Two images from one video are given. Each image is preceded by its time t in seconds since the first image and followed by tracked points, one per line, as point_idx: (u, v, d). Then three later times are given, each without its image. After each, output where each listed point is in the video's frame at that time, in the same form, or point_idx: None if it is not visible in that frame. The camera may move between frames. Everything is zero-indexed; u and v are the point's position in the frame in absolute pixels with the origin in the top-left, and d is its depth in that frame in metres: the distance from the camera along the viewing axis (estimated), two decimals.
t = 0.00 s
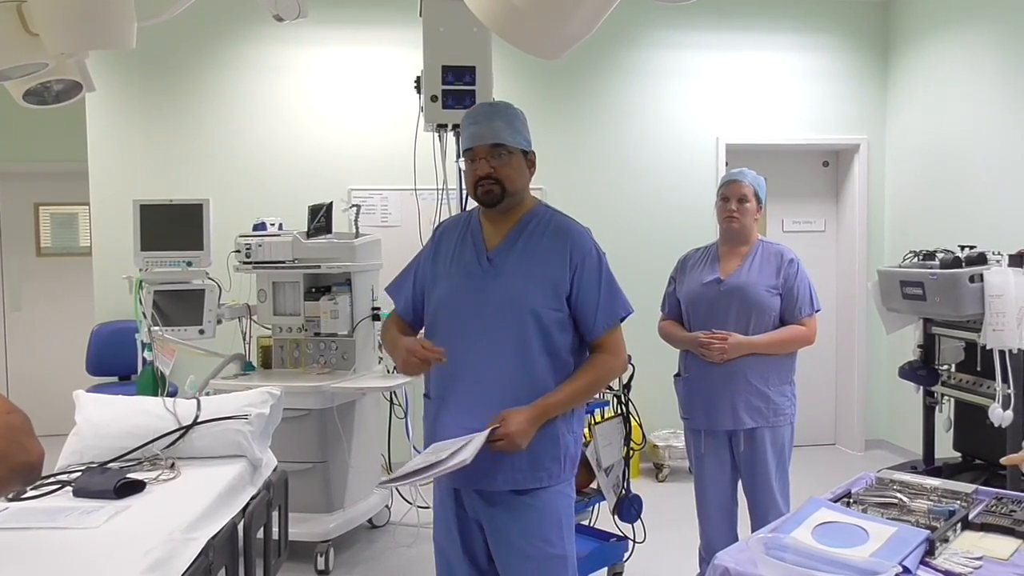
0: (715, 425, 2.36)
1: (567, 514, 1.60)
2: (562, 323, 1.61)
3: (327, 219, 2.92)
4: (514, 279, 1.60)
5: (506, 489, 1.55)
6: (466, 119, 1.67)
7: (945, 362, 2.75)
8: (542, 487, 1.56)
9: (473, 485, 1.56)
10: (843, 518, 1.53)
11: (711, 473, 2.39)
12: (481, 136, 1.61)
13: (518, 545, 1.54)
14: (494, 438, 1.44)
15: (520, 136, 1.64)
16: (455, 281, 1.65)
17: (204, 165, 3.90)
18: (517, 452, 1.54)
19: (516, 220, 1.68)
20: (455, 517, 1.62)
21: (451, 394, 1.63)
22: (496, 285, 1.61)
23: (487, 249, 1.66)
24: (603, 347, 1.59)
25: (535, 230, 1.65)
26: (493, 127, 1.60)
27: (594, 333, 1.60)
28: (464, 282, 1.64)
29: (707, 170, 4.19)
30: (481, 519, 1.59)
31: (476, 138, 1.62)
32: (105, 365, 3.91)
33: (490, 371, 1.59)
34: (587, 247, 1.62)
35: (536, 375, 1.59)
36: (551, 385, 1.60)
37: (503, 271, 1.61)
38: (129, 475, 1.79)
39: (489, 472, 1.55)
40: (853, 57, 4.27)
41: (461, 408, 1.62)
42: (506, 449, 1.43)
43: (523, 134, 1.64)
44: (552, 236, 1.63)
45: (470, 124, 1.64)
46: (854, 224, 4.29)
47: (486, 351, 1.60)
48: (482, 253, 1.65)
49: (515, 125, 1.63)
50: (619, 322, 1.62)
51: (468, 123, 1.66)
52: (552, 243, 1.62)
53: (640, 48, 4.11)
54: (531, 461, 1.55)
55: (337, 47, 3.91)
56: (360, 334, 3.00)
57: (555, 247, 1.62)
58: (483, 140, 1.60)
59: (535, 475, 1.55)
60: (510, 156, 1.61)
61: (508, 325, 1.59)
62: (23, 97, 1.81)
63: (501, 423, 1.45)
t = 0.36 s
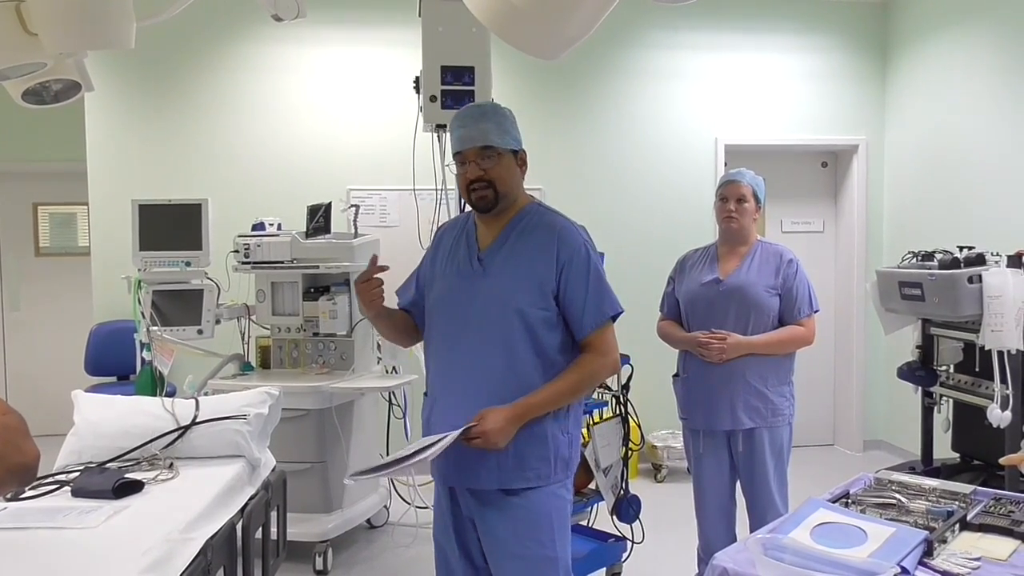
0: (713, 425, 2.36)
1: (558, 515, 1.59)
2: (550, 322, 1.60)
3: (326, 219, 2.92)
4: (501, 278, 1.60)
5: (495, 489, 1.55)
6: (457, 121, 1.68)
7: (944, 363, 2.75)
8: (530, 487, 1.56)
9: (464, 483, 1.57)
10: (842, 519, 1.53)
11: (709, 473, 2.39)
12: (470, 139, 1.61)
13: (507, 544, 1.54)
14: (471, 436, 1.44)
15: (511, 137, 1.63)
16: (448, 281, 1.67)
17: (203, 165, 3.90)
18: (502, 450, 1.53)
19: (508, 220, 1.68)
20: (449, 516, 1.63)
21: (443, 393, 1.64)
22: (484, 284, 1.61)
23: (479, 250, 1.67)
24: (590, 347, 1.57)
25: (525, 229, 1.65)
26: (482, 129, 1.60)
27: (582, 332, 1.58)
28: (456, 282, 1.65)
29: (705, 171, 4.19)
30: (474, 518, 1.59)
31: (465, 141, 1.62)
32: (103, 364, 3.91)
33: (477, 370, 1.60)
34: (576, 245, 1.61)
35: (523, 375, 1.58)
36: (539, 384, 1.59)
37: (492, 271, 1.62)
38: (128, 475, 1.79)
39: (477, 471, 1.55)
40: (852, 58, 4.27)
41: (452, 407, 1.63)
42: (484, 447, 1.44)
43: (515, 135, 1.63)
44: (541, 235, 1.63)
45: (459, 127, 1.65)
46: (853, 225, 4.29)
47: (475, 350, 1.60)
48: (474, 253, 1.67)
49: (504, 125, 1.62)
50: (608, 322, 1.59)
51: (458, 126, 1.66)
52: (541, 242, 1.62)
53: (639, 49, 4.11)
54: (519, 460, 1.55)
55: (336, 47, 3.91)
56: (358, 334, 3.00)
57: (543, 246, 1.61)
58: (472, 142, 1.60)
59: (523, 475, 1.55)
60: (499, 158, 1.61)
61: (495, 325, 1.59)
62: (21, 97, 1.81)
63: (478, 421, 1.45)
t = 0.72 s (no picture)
0: (712, 425, 2.36)
1: (559, 514, 1.59)
2: (548, 322, 1.60)
3: (326, 219, 2.92)
4: (498, 280, 1.60)
5: (496, 489, 1.55)
6: (448, 125, 1.67)
7: (943, 363, 2.76)
8: (531, 487, 1.56)
9: (465, 484, 1.57)
10: (841, 519, 1.53)
11: (708, 473, 2.39)
12: (460, 144, 1.60)
13: (508, 544, 1.54)
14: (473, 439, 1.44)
15: (502, 139, 1.62)
16: (446, 284, 1.67)
17: (202, 165, 3.89)
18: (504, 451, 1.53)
19: (504, 221, 1.68)
20: (450, 517, 1.63)
21: (442, 395, 1.65)
22: (481, 286, 1.62)
23: (475, 251, 1.67)
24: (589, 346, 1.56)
25: (521, 230, 1.65)
26: (473, 134, 1.59)
27: (581, 331, 1.58)
28: (453, 284, 1.66)
29: (704, 171, 4.19)
30: (474, 519, 1.59)
31: (455, 146, 1.61)
32: (102, 364, 3.91)
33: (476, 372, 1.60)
34: (572, 244, 1.60)
35: (523, 375, 1.58)
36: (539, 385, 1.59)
37: (489, 272, 1.62)
38: (127, 475, 1.79)
39: (479, 472, 1.55)
40: (851, 58, 4.27)
41: (451, 409, 1.63)
42: (487, 449, 1.44)
43: (506, 137, 1.62)
44: (537, 235, 1.63)
45: (449, 132, 1.64)
46: (852, 225, 4.29)
47: (473, 352, 1.60)
48: (470, 255, 1.67)
49: (494, 128, 1.61)
50: (606, 319, 1.59)
51: (448, 130, 1.65)
52: (537, 243, 1.62)
53: (639, 48, 4.11)
54: (520, 461, 1.54)
55: (335, 46, 3.91)
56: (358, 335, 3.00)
57: (539, 246, 1.61)
58: (463, 148, 1.60)
59: (525, 474, 1.55)
60: (491, 162, 1.60)
61: (493, 327, 1.59)
62: (20, 96, 1.81)
63: (481, 424, 1.45)
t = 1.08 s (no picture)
0: (710, 426, 2.36)
1: (560, 513, 1.59)
2: (550, 321, 1.60)
3: (324, 219, 2.92)
4: (501, 279, 1.60)
5: (499, 488, 1.55)
6: (449, 125, 1.67)
7: (941, 364, 2.79)
8: (534, 486, 1.56)
9: (467, 484, 1.57)
10: (840, 519, 1.53)
11: (707, 473, 2.39)
12: (463, 143, 1.60)
13: (511, 544, 1.54)
14: (480, 438, 1.44)
15: (504, 140, 1.63)
16: (447, 283, 1.67)
17: (200, 165, 3.89)
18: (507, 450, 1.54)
19: (505, 220, 1.68)
20: (450, 517, 1.63)
21: (444, 395, 1.64)
22: (484, 285, 1.62)
23: (476, 250, 1.67)
24: (592, 345, 1.57)
25: (522, 229, 1.65)
26: (476, 133, 1.60)
27: (583, 330, 1.58)
28: (455, 283, 1.65)
29: (703, 172, 4.20)
30: (475, 519, 1.59)
31: (457, 146, 1.62)
32: (101, 364, 3.91)
33: (479, 371, 1.60)
34: (574, 244, 1.61)
35: (526, 374, 1.59)
36: (542, 384, 1.60)
37: (491, 271, 1.62)
38: (125, 475, 1.79)
39: (481, 471, 1.55)
40: (850, 59, 4.27)
41: (453, 409, 1.63)
42: (494, 448, 1.44)
43: (508, 137, 1.63)
44: (539, 235, 1.63)
45: (451, 131, 1.64)
46: (850, 225, 4.30)
47: (476, 351, 1.60)
48: (471, 254, 1.67)
49: (496, 127, 1.62)
50: (608, 319, 1.59)
51: (450, 130, 1.65)
52: (538, 242, 1.62)
53: (638, 49, 4.11)
54: (522, 460, 1.55)
55: (334, 47, 3.91)
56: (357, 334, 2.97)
57: (542, 245, 1.62)
58: (466, 146, 1.60)
59: (528, 473, 1.55)
60: (493, 161, 1.61)
61: (495, 326, 1.59)
62: (19, 96, 1.81)
63: (487, 423, 1.45)
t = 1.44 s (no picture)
0: (708, 426, 2.36)
1: (559, 513, 1.60)
2: (553, 322, 1.60)
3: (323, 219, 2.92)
4: (506, 278, 1.60)
5: (498, 487, 1.55)
6: (461, 122, 1.67)
7: (940, 364, 2.81)
8: (533, 486, 1.57)
9: (465, 483, 1.56)
10: (838, 520, 1.53)
11: (705, 473, 2.38)
12: (476, 138, 1.61)
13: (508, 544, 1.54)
14: (485, 435, 1.42)
15: (515, 139, 1.64)
16: (449, 281, 1.66)
17: (199, 165, 3.89)
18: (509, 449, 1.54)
19: (510, 220, 1.68)
20: (447, 516, 1.62)
21: (443, 393, 1.64)
22: (488, 284, 1.61)
23: (480, 249, 1.67)
24: (594, 346, 1.57)
25: (527, 230, 1.65)
26: (489, 129, 1.61)
27: (586, 332, 1.59)
28: (457, 282, 1.64)
29: (702, 172, 4.20)
30: (473, 517, 1.59)
31: (470, 140, 1.62)
32: (100, 364, 3.91)
33: (481, 370, 1.59)
34: (579, 247, 1.62)
35: (528, 373, 1.59)
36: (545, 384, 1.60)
37: (495, 270, 1.62)
38: (124, 475, 1.79)
39: (481, 469, 1.55)
40: (849, 60, 4.27)
41: (453, 407, 1.62)
42: (498, 446, 1.41)
43: (519, 137, 1.65)
44: (544, 236, 1.63)
45: (464, 126, 1.65)
46: (849, 226, 4.30)
47: (478, 350, 1.60)
48: (475, 253, 1.66)
49: (510, 126, 1.63)
50: (610, 321, 1.60)
51: (463, 125, 1.66)
52: (543, 242, 1.62)
53: (638, 49, 4.11)
54: (522, 458, 1.56)
55: (333, 47, 3.91)
56: (356, 335, 3.00)
57: (547, 246, 1.62)
58: (479, 142, 1.61)
59: (527, 473, 1.56)
60: (504, 159, 1.62)
61: (499, 325, 1.59)
62: (18, 96, 1.81)
63: (494, 420, 1.43)
